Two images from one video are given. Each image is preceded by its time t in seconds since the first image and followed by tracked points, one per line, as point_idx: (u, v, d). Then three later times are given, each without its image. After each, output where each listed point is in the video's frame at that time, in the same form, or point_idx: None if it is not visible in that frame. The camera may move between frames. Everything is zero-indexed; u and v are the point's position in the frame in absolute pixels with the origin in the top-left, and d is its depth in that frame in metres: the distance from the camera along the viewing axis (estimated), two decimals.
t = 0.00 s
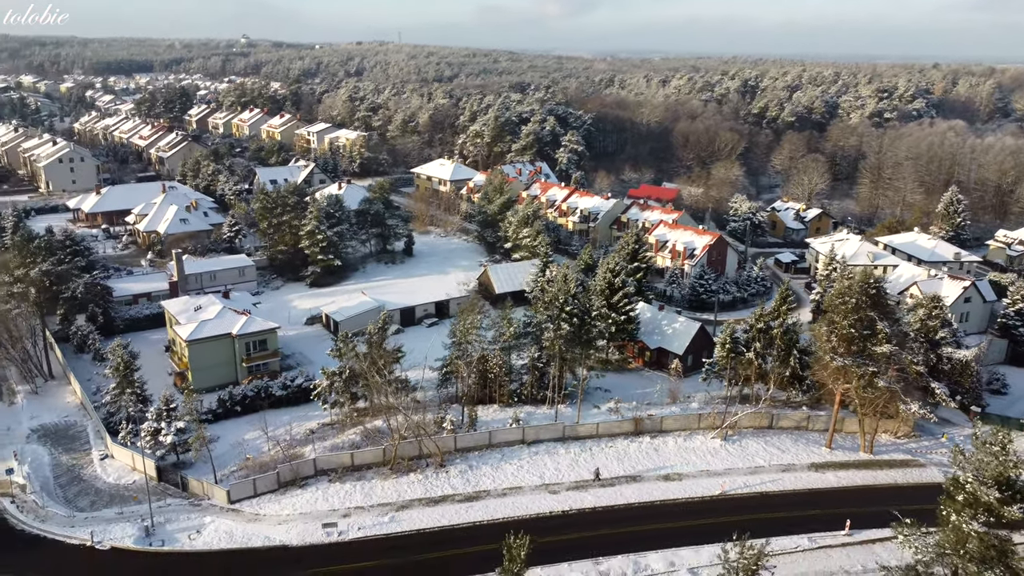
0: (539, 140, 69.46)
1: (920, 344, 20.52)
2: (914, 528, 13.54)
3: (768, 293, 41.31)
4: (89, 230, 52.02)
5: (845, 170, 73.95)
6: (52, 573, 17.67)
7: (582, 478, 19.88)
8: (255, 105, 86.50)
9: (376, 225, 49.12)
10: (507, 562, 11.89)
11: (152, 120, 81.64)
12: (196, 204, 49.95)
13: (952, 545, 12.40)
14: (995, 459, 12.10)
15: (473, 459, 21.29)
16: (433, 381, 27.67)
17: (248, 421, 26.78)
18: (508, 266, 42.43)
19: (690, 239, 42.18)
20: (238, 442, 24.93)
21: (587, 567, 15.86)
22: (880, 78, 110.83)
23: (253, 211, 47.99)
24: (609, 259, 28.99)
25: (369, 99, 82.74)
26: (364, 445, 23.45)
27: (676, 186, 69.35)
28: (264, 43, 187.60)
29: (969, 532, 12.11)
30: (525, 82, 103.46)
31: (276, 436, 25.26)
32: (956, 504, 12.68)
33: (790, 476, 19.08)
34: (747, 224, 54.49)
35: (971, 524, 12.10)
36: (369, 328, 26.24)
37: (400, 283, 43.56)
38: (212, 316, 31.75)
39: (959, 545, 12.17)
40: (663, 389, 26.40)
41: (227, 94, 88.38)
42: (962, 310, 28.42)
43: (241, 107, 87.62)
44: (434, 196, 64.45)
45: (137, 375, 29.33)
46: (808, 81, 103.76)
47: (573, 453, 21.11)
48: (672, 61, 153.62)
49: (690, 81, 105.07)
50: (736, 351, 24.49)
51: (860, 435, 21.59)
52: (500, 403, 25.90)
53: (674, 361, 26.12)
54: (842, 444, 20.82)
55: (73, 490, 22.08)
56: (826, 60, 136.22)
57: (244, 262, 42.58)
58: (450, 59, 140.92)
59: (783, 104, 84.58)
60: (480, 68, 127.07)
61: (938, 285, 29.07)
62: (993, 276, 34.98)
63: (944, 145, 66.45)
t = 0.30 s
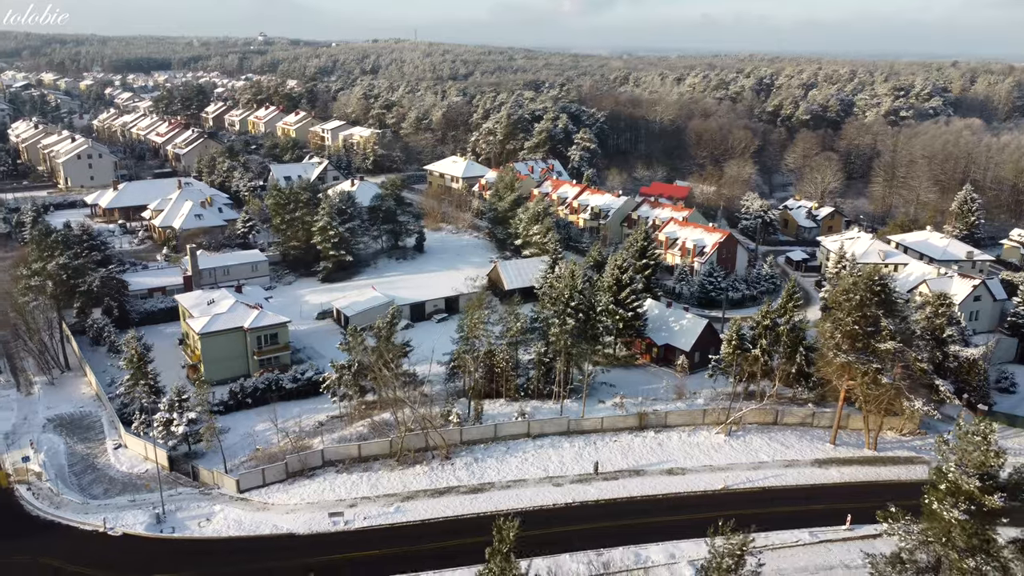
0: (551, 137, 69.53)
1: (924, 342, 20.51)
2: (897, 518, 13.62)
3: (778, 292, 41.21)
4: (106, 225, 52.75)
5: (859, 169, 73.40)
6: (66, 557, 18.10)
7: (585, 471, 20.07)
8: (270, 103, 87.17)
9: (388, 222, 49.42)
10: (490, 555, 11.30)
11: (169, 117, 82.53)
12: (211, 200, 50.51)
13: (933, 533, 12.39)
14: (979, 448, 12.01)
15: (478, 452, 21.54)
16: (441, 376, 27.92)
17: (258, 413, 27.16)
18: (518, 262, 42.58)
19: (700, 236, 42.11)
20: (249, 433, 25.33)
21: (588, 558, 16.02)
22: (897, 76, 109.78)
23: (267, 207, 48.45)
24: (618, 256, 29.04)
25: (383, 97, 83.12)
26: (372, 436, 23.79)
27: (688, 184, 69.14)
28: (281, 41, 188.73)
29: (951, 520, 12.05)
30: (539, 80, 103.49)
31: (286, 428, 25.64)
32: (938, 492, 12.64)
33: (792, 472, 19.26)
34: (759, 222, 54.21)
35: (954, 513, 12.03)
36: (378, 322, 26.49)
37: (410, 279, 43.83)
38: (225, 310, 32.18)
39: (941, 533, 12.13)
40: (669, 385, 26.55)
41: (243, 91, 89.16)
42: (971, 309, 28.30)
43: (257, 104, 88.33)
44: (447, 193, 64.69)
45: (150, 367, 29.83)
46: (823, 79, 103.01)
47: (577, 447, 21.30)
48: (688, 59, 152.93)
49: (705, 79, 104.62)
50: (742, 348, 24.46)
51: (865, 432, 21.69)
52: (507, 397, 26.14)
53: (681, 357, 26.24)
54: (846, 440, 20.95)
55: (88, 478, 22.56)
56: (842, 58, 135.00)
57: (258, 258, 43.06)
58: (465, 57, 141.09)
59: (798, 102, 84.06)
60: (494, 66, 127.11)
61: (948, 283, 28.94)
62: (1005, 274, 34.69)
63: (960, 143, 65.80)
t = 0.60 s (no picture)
0: (570, 135, 69.53)
1: (938, 341, 20.41)
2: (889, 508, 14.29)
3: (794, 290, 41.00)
4: (130, 220, 53.72)
5: (880, 168, 72.58)
6: (89, 540, 18.63)
7: (595, 465, 20.23)
8: (292, 100, 88.05)
9: (405, 218, 49.78)
10: (490, 535, 11.37)
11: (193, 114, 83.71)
12: (232, 195, 51.22)
13: (922, 522, 12.98)
14: (967, 438, 12.73)
15: (489, 445, 21.79)
16: (454, 370, 28.19)
17: (274, 405, 27.62)
18: (533, 259, 42.72)
19: (716, 234, 41.97)
20: (265, 424, 25.82)
21: (594, 548, 16.25)
22: (922, 74, 108.10)
23: (286, 202, 49.01)
24: (631, 253, 29.07)
25: (403, 94, 83.61)
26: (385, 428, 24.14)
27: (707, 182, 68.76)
28: (304, 39, 190.31)
29: (939, 509, 12.64)
30: (560, 78, 103.44)
31: (301, 419, 26.07)
32: (928, 484, 13.27)
33: (802, 468, 19.35)
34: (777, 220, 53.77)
35: (941, 502, 12.64)
36: (392, 316, 26.79)
37: (426, 274, 44.12)
38: (243, 303, 32.70)
39: (929, 521, 12.69)
40: (681, 382, 26.60)
41: (266, 89, 90.19)
42: (989, 309, 28.00)
43: (279, 101, 89.28)
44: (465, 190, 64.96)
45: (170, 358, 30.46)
46: (845, 77, 101.89)
47: (587, 441, 21.43)
48: (710, 57, 151.85)
49: (726, 77, 103.87)
50: (754, 345, 24.44)
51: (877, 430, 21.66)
52: (519, 391, 26.36)
53: (693, 354, 26.30)
54: (858, 438, 21.00)
55: (109, 465, 23.14)
56: (866, 56, 133.17)
57: (277, 253, 43.64)
58: (486, 55, 141.31)
59: (819, 101, 83.22)
60: (515, 64, 127.16)
61: (965, 282, 28.66)
62: None
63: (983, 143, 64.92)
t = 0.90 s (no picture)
0: (585, 133, 69.56)
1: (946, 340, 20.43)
2: (877, 498, 14.51)
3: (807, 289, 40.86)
4: (149, 215, 54.52)
5: (898, 167, 71.91)
6: (104, 526, 19.11)
7: (601, 459, 20.41)
8: (310, 97, 88.74)
9: (419, 215, 50.10)
10: (485, 514, 11.44)
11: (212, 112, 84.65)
12: (249, 191, 51.83)
13: (909, 511, 13.32)
14: (951, 429, 12.88)
15: (497, 438, 22.03)
16: (464, 364, 28.42)
17: (287, 397, 28.03)
18: (545, 255, 42.86)
19: (728, 232, 41.84)
20: (278, 416, 26.23)
21: (598, 540, 16.63)
22: (943, 73, 106.76)
23: (302, 199, 49.51)
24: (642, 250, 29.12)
25: (419, 92, 84.01)
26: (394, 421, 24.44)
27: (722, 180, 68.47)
28: (323, 37, 191.58)
29: (925, 499, 12.94)
30: (577, 76, 103.46)
31: (313, 411, 26.44)
32: (915, 473, 13.51)
33: (807, 465, 19.52)
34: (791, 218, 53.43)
35: (927, 493, 12.90)
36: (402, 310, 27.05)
37: (439, 270, 44.39)
38: (258, 297, 33.15)
39: (915, 511, 13.10)
40: (689, 379, 26.72)
41: (284, 87, 91.03)
42: (1002, 308, 27.80)
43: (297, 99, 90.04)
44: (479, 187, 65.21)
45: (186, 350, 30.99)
46: (864, 75, 100.86)
47: (594, 436, 21.60)
48: (729, 54, 150.86)
49: (744, 75, 103.21)
50: (763, 342, 24.45)
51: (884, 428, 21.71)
52: (528, 386, 26.53)
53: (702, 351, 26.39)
54: (864, 436, 21.16)
55: (125, 454, 23.65)
56: (887, 55, 131.72)
57: (292, 248, 44.15)
58: (504, 53, 141.44)
59: (837, 99, 82.56)
60: (532, 62, 127.17)
61: (978, 281, 28.52)
62: None
63: (1003, 142, 64.15)
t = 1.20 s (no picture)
0: (599, 131, 69.56)
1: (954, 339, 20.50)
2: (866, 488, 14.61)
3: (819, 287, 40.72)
4: (167, 211, 55.31)
5: (915, 166, 71.24)
6: (119, 513, 19.57)
7: (607, 454, 20.58)
8: (327, 95, 89.45)
9: (432, 211, 50.40)
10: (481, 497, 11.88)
11: (230, 109, 85.55)
12: (265, 188, 52.43)
13: (898, 501, 13.49)
14: (939, 420, 13.18)
15: (505, 431, 22.29)
16: (474, 359, 28.70)
17: (299, 390, 28.41)
18: (557, 252, 43.01)
19: (741, 230, 41.77)
20: (290, 408, 26.64)
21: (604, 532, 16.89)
22: (964, 71, 105.42)
23: (317, 195, 50.01)
24: (653, 248, 29.22)
25: (435, 90, 84.40)
26: (405, 413, 24.76)
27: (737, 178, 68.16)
28: (341, 35, 192.90)
29: (912, 488, 13.20)
30: (593, 74, 103.35)
31: (325, 404, 26.83)
32: (903, 464, 13.75)
33: (813, 462, 19.71)
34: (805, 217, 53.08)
35: (914, 482, 13.16)
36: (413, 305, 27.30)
37: (451, 267, 44.66)
38: (272, 292, 33.59)
39: (903, 500, 13.31)
40: (698, 375, 26.83)
41: (301, 85, 91.85)
42: (1014, 308, 27.61)
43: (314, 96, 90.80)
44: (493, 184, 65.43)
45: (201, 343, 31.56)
46: (883, 73, 99.89)
47: (601, 431, 21.77)
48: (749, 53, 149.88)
49: (761, 73, 102.58)
50: (772, 339, 24.48)
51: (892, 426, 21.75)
52: (537, 381, 26.73)
53: (711, 348, 26.49)
54: (871, 433, 21.26)
55: (141, 443, 24.17)
56: (906, 54, 130.33)
57: (307, 244, 44.64)
58: (521, 51, 141.51)
59: (854, 98, 81.89)
60: (548, 60, 127.19)
61: (990, 281, 28.37)
62: None
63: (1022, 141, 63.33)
